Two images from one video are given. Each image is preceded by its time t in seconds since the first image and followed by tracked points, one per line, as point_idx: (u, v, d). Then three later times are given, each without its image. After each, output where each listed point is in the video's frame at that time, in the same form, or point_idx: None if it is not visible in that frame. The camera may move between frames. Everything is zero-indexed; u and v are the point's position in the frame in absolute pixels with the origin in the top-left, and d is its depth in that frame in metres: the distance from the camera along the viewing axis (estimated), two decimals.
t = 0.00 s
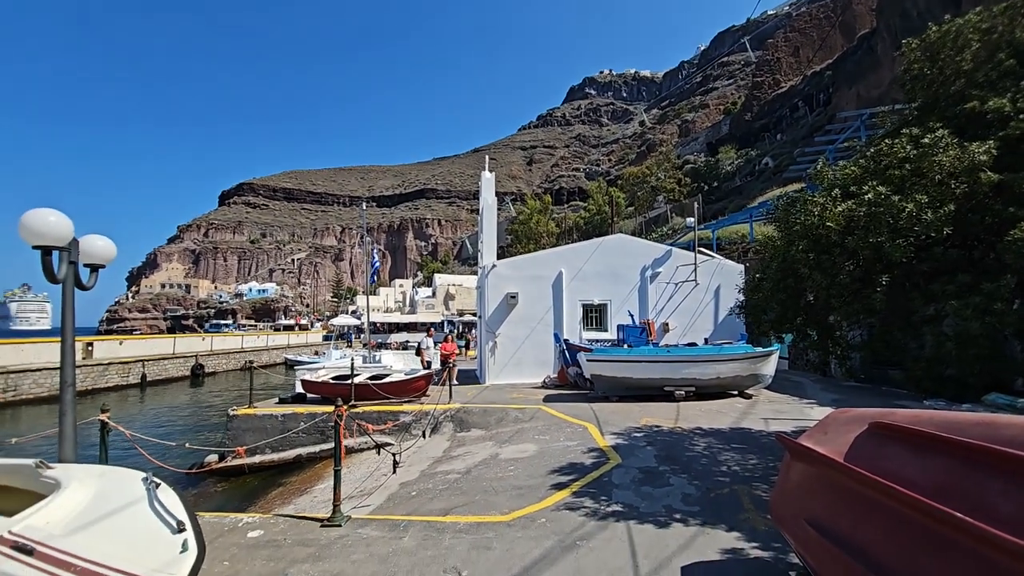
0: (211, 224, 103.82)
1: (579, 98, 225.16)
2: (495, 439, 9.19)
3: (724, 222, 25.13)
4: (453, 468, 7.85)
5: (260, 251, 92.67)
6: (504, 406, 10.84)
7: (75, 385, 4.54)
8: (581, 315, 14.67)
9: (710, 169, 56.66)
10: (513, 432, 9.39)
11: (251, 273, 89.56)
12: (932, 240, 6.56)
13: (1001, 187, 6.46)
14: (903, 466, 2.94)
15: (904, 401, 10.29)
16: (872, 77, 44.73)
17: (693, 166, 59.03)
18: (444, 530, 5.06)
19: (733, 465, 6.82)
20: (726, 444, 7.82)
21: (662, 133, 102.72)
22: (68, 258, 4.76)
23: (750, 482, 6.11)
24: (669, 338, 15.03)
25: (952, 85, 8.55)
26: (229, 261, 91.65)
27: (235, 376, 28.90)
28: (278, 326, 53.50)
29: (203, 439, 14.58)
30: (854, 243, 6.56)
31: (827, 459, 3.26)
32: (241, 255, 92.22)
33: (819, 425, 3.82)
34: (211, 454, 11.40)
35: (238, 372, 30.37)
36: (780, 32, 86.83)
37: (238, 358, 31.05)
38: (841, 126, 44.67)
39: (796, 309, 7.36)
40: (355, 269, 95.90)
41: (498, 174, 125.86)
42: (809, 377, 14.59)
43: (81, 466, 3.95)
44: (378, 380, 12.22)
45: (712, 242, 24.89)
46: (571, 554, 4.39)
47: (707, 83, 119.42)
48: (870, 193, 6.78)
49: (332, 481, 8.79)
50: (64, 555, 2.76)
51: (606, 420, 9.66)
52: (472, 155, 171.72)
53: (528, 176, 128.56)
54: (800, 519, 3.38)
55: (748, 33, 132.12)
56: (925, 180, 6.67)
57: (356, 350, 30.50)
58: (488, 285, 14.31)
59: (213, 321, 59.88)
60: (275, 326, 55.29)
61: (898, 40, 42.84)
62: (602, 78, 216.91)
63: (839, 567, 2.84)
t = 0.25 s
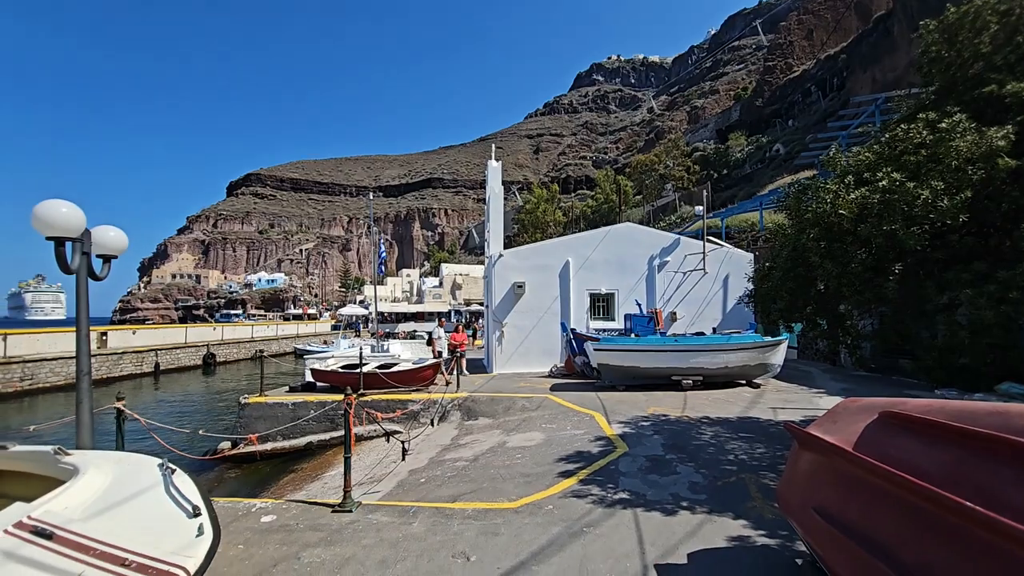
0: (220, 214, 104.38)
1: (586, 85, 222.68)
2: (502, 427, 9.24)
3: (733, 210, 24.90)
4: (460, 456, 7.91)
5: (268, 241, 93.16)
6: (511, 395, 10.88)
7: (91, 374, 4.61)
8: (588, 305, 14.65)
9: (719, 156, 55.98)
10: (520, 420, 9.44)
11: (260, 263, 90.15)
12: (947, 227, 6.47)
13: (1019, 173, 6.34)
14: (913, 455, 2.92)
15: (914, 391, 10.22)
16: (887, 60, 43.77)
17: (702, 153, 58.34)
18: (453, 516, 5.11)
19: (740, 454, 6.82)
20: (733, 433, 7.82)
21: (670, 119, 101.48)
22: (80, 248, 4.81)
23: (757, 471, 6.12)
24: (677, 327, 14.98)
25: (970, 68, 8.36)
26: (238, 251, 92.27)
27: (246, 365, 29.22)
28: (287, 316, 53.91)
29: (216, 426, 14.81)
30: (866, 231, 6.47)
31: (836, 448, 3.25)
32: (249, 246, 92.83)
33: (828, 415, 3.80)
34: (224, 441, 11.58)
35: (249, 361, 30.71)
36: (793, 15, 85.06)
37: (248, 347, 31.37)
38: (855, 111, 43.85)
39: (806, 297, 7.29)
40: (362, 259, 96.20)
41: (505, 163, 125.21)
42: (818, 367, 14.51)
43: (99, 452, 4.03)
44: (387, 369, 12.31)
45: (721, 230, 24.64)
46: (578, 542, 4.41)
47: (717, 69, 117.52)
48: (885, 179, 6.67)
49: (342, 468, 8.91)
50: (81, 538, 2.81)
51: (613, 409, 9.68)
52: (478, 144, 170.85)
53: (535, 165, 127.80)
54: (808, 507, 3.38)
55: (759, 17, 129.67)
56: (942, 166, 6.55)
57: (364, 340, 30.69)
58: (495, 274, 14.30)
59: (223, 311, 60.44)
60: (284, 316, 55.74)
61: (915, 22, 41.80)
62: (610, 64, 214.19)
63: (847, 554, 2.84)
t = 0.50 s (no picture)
0: (227, 205, 104.81)
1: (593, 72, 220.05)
2: (509, 416, 9.29)
3: (742, 197, 24.63)
4: (468, 444, 7.98)
5: (276, 232, 93.57)
6: (518, 384, 10.93)
7: (105, 362, 4.67)
8: (595, 295, 14.62)
9: (728, 143, 55.27)
10: (527, 409, 9.49)
11: (268, 254, 90.65)
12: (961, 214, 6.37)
13: None
14: (923, 444, 2.90)
15: (924, 380, 10.17)
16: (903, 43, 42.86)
17: (711, 140, 57.68)
18: (461, 503, 5.17)
19: (747, 442, 6.83)
20: (740, 422, 7.82)
21: (679, 106, 100.26)
22: (92, 239, 4.85)
23: (765, 459, 6.12)
24: (684, 316, 14.93)
25: (988, 51, 8.18)
26: (246, 242, 92.80)
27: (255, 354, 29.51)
28: (295, 306, 54.28)
29: (227, 414, 15.02)
30: (879, 219, 6.39)
31: (844, 437, 3.24)
32: (257, 236, 93.31)
33: (837, 404, 3.78)
34: (235, 428, 11.74)
35: (259, 350, 31.01)
36: None
37: (258, 337, 31.67)
38: (868, 96, 43.08)
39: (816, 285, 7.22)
40: (369, 249, 96.43)
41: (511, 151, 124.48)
42: (826, 356, 14.44)
43: (114, 440, 4.10)
44: (394, 358, 12.40)
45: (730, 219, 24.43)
46: (585, 528, 4.44)
47: (727, 54, 115.66)
48: (899, 166, 6.56)
49: (351, 456, 9.02)
50: (98, 522, 2.87)
51: (620, 397, 9.71)
52: (484, 133, 169.84)
53: (542, 153, 127.00)
54: (816, 495, 3.37)
55: None
56: (958, 152, 6.44)
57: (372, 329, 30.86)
58: (501, 264, 14.28)
59: (232, 302, 60.96)
60: (293, 306, 56.13)
61: (932, 3, 40.83)
62: (618, 50, 211.36)
63: (854, 544, 2.84)
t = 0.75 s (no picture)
0: (234, 195, 105.11)
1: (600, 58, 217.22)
2: (515, 404, 9.33)
3: (751, 185, 24.34)
4: (474, 432, 8.04)
5: (282, 222, 93.87)
6: (524, 373, 10.98)
7: (117, 351, 4.73)
8: (602, 284, 14.59)
9: (738, 130, 54.53)
10: (533, 397, 9.53)
11: (275, 243, 91.05)
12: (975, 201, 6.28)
13: None
14: (932, 434, 2.89)
15: (932, 370, 10.10)
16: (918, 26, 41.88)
17: (720, 127, 56.93)
18: (468, 489, 5.21)
19: (753, 431, 6.83)
20: (747, 411, 7.82)
21: (687, 92, 98.91)
22: (102, 230, 4.88)
23: (770, 448, 6.12)
24: (691, 306, 14.87)
25: (1006, 34, 8.01)
26: (253, 231, 93.22)
27: (264, 343, 29.76)
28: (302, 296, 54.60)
29: (238, 402, 15.21)
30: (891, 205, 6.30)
31: (851, 425, 3.24)
32: (264, 226, 93.68)
33: (845, 394, 3.77)
34: (246, 415, 11.90)
35: (267, 339, 31.27)
36: None
37: (267, 326, 31.93)
38: (882, 80, 42.25)
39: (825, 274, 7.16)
40: (375, 239, 96.56)
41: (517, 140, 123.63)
42: (835, 345, 14.35)
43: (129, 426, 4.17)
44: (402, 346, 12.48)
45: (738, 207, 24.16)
46: (590, 515, 4.48)
47: (737, 38, 113.62)
48: (912, 151, 6.46)
49: (360, 443, 9.12)
50: (113, 506, 2.93)
51: (626, 386, 9.73)
52: (490, 121, 168.67)
53: (548, 141, 126.07)
54: (823, 484, 3.38)
55: None
56: (974, 137, 6.32)
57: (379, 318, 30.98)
58: (508, 253, 14.26)
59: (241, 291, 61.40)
60: (300, 296, 56.44)
61: None
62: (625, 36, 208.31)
63: (861, 532, 2.85)
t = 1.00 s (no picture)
0: (242, 187, 105.55)
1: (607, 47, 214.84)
2: (521, 396, 9.39)
3: (760, 176, 24.09)
4: (481, 423, 8.09)
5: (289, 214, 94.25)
6: (530, 364, 11.02)
7: (129, 342, 4.79)
8: (608, 276, 14.56)
9: (747, 119, 53.87)
10: (539, 389, 9.57)
11: (282, 236, 91.51)
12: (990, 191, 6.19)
13: None
14: (941, 427, 2.87)
15: (941, 362, 10.04)
16: (934, 11, 40.97)
17: (729, 117, 56.26)
18: (475, 479, 5.26)
19: (760, 423, 6.83)
20: (753, 404, 7.81)
21: (696, 82, 97.73)
22: (113, 222, 4.94)
23: (777, 440, 6.12)
24: (698, 298, 14.82)
25: None
26: (261, 224, 93.73)
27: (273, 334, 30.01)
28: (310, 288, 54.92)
29: (248, 393, 15.42)
30: (904, 196, 6.22)
31: (860, 419, 3.23)
32: (272, 219, 94.11)
33: (854, 387, 3.75)
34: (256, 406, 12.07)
35: (276, 331, 31.54)
36: None
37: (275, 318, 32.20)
38: (895, 68, 41.46)
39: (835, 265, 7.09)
40: (381, 231, 96.75)
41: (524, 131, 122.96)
42: (844, 338, 14.26)
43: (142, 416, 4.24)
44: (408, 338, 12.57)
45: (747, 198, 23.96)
46: (596, 506, 4.51)
47: (747, 26, 111.86)
48: (926, 141, 6.37)
49: (368, 433, 9.22)
50: (128, 494, 3.00)
51: (632, 378, 9.74)
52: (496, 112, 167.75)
53: (554, 132, 125.33)
54: (829, 477, 3.38)
55: None
56: (989, 127, 6.23)
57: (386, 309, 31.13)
58: (514, 245, 14.26)
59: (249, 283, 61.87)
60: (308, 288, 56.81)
61: None
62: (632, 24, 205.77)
63: (866, 525, 2.86)
